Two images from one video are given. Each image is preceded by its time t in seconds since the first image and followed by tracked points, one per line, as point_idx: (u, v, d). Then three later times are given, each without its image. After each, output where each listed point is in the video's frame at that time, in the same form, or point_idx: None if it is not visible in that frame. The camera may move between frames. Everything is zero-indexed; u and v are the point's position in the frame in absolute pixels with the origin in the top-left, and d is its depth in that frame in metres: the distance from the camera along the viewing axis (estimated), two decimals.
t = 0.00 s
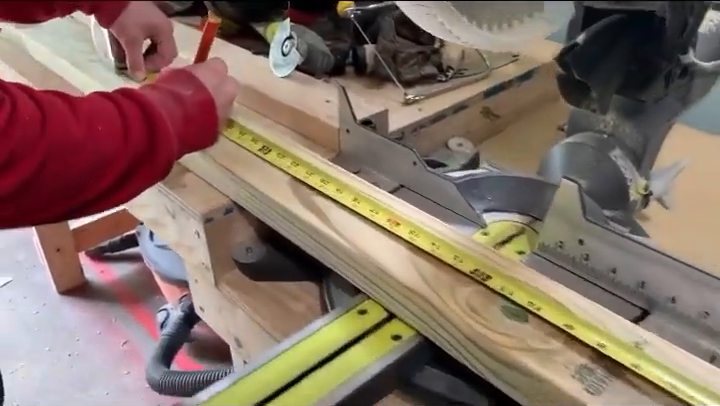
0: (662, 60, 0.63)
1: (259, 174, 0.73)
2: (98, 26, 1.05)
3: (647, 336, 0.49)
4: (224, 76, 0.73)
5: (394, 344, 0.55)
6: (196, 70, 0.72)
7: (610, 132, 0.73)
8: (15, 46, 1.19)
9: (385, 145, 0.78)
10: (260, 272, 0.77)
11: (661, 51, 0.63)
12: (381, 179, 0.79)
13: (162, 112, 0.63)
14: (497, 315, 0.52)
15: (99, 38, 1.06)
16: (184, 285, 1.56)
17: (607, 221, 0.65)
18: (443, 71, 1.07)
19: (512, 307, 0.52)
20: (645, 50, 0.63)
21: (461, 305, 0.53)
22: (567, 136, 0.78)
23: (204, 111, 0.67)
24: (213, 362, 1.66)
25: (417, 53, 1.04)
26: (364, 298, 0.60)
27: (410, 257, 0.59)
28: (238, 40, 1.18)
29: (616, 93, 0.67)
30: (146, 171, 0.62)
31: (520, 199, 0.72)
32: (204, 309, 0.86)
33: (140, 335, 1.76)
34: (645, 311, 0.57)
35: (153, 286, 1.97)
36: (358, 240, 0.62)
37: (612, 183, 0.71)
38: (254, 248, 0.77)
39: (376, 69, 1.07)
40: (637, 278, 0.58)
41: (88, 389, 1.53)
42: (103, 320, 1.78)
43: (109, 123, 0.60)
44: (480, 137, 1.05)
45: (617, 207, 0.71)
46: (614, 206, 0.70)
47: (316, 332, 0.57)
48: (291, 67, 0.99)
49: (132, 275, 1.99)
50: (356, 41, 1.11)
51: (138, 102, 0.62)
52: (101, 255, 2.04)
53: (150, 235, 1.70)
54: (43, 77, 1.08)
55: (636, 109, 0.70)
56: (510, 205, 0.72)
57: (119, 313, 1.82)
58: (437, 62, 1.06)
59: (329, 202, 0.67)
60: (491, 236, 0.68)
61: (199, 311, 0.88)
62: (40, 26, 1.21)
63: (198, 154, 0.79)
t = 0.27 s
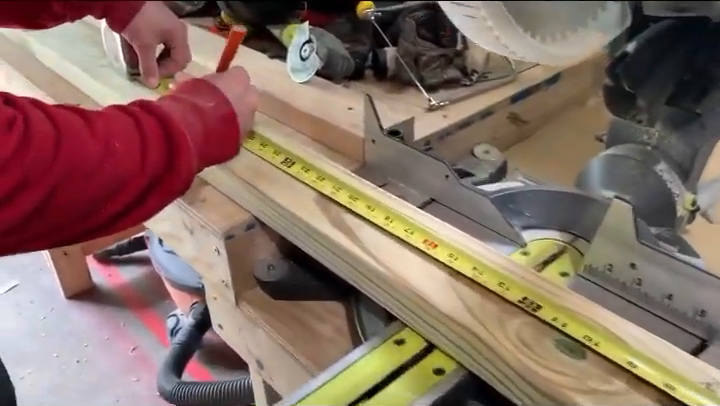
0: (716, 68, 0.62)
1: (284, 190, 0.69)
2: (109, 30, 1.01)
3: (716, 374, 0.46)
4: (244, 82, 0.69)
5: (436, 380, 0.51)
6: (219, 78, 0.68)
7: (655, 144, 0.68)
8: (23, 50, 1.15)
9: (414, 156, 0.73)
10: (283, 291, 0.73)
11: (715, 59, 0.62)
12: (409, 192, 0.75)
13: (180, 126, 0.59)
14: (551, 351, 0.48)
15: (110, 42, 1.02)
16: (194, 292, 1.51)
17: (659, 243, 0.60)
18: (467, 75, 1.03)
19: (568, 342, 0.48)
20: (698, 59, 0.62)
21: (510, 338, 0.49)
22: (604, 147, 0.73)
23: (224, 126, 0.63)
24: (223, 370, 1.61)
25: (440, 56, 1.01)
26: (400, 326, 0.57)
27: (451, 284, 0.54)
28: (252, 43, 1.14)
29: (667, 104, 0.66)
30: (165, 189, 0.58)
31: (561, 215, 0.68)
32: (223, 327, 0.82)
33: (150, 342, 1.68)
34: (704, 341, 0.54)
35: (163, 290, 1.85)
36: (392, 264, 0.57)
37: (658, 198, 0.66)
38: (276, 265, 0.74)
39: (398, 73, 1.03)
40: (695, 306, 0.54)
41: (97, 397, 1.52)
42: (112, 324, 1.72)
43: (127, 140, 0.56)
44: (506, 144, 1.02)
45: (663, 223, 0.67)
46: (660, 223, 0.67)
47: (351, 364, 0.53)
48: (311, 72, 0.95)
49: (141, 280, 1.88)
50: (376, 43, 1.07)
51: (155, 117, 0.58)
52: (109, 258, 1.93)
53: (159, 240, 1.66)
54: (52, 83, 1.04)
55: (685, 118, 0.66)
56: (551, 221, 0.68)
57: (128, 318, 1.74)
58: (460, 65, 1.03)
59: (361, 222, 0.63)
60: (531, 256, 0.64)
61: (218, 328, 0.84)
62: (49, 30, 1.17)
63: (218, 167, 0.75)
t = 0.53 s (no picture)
0: None
1: (309, 198, 0.68)
2: (122, 28, 0.99)
3: None
4: (196, 105, 0.60)
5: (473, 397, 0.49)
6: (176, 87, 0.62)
7: (690, 150, 0.67)
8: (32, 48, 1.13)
9: (440, 161, 0.71)
10: (304, 300, 0.71)
11: None
12: (433, 198, 0.72)
13: (99, 131, 0.53)
14: (597, 370, 0.47)
15: (123, 40, 1.00)
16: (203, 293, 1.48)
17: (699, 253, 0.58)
18: (488, 75, 1.01)
19: (614, 361, 0.47)
20: None
21: (553, 357, 0.47)
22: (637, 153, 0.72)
23: (152, 141, 0.56)
24: (232, 371, 1.59)
25: (459, 56, 1.00)
26: (431, 340, 0.54)
27: (487, 298, 0.53)
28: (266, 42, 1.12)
29: (705, 109, 0.67)
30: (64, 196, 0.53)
31: (593, 223, 0.65)
32: (240, 334, 0.80)
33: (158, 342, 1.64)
34: None
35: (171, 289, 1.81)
36: (424, 276, 0.55)
37: (694, 205, 0.64)
38: (297, 273, 0.71)
39: (416, 72, 1.00)
40: None
41: (106, 398, 1.50)
42: (120, 324, 1.69)
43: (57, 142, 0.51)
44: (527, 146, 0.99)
45: (701, 231, 0.64)
46: (698, 231, 0.63)
47: (384, 379, 0.51)
48: (330, 73, 0.92)
49: (148, 279, 1.84)
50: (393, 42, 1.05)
51: (94, 121, 0.53)
52: (116, 257, 1.90)
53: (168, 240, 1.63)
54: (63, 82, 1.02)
55: None
56: (582, 229, 0.66)
57: (136, 317, 1.71)
58: (480, 65, 1.01)
59: (390, 231, 0.61)
60: (565, 268, 0.62)
61: (234, 335, 0.82)
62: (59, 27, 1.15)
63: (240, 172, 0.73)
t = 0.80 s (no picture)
0: None
1: (321, 201, 0.67)
2: (131, 28, 0.98)
3: None
4: (178, 173, 0.57)
5: None
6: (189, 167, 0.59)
7: (707, 155, 0.66)
8: (41, 47, 1.13)
9: (452, 165, 0.70)
10: (315, 303, 0.70)
11: None
12: (446, 201, 0.72)
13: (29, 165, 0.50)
14: (615, 380, 0.46)
15: (132, 41, 0.99)
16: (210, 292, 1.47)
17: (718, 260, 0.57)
18: (499, 77, 1.00)
19: (632, 371, 0.46)
20: None
21: (572, 366, 0.47)
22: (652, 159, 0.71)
23: (101, 196, 0.53)
24: (239, 370, 1.59)
25: (470, 58, 0.98)
26: (445, 347, 0.54)
27: (503, 305, 0.52)
28: (276, 41, 1.11)
29: None
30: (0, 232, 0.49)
31: (608, 229, 0.65)
32: (250, 337, 0.80)
33: (164, 341, 1.64)
34: None
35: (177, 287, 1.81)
36: (439, 282, 0.55)
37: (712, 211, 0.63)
38: (308, 277, 0.71)
39: (427, 73, 1.00)
40: None
41: (112, 398, 1.50)
42: (126, 323, 1.69)
43: None
44: (537, 149, 0.99)
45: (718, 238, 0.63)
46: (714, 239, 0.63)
47: (399, 387, 0.50)
48: (339, 74, 0.92)
49: (154, 278, 1.83)
50: (404, 43, 1.04)
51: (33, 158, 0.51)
52: (123, 256, 1.89)
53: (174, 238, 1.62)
54: (72, 82, 1.02)
55: None
56: (597, 235, 0.65)
57: (141, 316, 1.71)
58: (491, 67, 1.00)
59: (403, 236, 0.61)
60: (580, 274, 0.61)
61: (244, 337, 0.82)
62: (67, 27, 1.15)
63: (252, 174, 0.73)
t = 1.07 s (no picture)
0: None
1: (326, 201, 0.68)
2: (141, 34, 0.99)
3: None
4: (230, 220, 0.54)
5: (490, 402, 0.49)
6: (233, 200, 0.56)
7: (707, 158, 0.67)
8: (50, 49, 1.15)
9: (455, 166, 0.71)
10: (320, 302, 0.72)
11: None
12: (449, 203, 0.73)
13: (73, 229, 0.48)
14: (614, 378, 0.47)
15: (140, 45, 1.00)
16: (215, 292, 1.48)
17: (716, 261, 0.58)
18: (503, 80, 1.01)
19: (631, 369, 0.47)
20: None
21: (571, 365, 0.47)
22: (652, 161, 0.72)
23: (151, 249, 0.51)
24: (242, 370, 1.60)
25: (474, 61, 0.99)
26: (447, 345, 0.55)
27: (503, 304, 0.53)
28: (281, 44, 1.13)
29: None
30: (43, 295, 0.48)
31: (609, 231, 0.66)
32: (255, 335, 0.81)
33: (168, 341, 1.66)
34: None
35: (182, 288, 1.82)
36: (441, 280, 0.56)
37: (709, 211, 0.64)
38: (312, 276, 0.73)
39: (431, 76, 1.01)
40: None
41: (117, 397, 1.51)
42: (131, 323, 1.71)
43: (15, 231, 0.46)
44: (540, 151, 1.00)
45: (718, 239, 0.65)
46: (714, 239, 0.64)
47: (402, 384, 0.51)
48: (344, 77, 0.93)
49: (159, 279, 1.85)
50: (409, 47, 1.05)
51: (75, 214, 0.49)
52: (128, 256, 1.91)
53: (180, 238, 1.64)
54: (80, 83, 1.03)
55: None
56: (598, 236, 0.66)
57: (147, 316, 1.73)
58: (495, 70, 1.01)
59: (406, 236, 0.62)
60: (581, 274, 0.62)
61: (249, 336, 0.83)
62: (76, 29, 1.16)
63: (258, 174, 0.74)
